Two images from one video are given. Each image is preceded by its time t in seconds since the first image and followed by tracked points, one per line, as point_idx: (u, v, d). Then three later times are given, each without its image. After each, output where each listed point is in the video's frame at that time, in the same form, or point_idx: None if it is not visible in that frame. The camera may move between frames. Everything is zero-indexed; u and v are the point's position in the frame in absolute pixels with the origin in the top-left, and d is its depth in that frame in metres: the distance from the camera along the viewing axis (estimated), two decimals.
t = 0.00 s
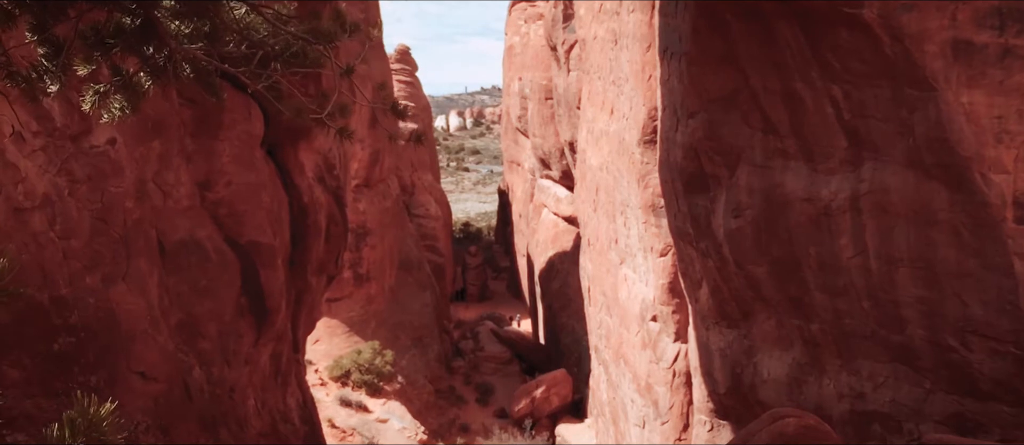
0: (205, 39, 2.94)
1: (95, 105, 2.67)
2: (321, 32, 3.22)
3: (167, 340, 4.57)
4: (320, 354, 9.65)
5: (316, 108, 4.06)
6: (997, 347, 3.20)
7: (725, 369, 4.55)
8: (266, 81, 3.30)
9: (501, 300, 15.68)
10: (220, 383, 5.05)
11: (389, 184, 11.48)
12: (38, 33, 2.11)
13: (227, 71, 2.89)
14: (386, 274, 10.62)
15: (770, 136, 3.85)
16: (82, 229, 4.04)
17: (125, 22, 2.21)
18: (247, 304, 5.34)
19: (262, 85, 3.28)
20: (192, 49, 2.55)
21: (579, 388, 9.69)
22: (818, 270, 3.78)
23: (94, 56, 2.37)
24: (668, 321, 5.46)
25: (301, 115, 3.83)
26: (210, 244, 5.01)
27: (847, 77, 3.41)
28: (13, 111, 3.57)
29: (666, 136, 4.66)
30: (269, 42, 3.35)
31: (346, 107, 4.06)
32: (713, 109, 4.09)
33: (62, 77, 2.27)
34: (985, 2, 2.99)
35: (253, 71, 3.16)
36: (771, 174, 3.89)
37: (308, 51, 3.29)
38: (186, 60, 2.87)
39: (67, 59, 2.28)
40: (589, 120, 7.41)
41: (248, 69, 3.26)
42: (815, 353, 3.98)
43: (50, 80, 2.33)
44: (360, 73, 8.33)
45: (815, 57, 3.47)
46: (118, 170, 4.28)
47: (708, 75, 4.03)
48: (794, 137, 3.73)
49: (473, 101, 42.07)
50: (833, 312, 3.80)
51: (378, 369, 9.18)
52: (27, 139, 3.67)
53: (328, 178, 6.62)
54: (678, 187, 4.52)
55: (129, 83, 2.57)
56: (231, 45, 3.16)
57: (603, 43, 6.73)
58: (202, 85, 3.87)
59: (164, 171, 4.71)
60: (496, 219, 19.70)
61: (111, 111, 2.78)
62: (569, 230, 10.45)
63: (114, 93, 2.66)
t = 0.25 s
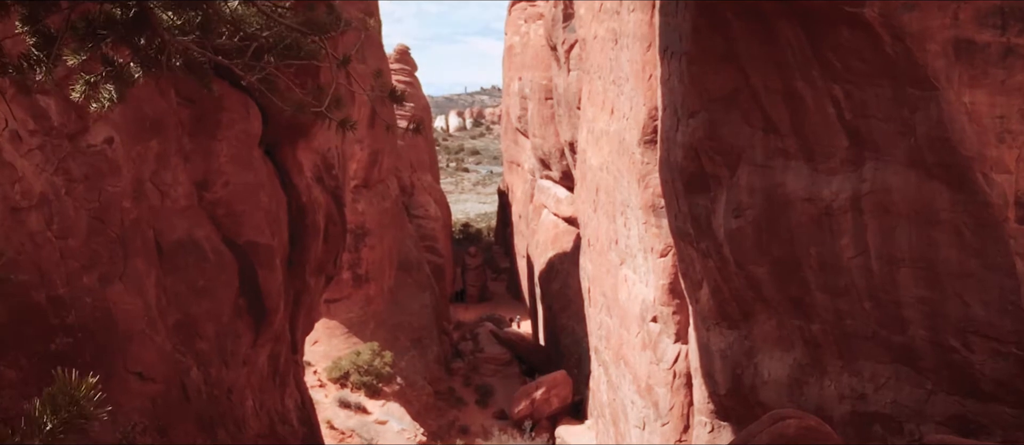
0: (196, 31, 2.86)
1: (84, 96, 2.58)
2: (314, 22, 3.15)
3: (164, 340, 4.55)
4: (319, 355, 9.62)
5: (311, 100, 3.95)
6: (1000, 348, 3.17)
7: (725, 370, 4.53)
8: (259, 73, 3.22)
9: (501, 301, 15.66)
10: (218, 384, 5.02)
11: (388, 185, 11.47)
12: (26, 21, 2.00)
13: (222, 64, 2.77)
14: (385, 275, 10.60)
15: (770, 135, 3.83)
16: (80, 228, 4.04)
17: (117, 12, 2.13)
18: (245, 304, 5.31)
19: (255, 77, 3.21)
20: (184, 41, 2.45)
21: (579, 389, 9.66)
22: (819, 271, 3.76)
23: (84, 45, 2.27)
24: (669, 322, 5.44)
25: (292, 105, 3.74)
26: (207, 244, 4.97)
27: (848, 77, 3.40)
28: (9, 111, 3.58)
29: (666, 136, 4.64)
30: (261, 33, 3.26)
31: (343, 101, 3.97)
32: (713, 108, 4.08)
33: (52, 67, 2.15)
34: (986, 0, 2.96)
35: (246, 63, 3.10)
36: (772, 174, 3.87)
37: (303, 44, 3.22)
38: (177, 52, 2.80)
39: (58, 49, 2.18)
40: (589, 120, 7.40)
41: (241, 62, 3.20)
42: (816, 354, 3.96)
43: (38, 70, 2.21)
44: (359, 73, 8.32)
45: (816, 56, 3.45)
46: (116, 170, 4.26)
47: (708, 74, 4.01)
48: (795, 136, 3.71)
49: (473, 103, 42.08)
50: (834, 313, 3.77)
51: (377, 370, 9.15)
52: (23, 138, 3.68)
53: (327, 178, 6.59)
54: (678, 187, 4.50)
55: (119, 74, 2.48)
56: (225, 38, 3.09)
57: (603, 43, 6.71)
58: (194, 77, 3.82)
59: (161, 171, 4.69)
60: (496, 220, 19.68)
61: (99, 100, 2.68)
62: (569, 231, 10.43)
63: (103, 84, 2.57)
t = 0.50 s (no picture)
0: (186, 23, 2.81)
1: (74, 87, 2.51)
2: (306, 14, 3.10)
3: (161, 340, 4.53)
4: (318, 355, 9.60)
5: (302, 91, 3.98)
6: (1000, 348, 3.15)
7: (725, 371, 4.51)
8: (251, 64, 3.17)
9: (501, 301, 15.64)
10: (216, 384, 5.00)
11: (387, 185, 11.45)
12: (16, 12, 1.90)
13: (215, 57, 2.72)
14: (384, 275, 10.58)
15: (771, 135, 3.82)
16: (77, 228, 4.02)
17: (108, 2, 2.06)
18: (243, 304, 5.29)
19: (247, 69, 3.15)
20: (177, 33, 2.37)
21: (578, 390, 9.64)
22: (820, 270, 3.74)
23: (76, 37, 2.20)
24: (669, 322, 5.43)
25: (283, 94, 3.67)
26: (206, 243, 4.95)
27: (848, 76, 3.38)
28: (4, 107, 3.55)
29: (666, 135, 4.62)
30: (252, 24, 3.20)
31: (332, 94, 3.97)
32: (713, 107, 4.06)
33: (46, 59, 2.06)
34: None
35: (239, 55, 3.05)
36: (772, 173, 3.85)
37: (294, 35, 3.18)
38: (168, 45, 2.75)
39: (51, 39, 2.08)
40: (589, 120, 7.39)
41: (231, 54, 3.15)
42: (816, 354, 3.94)
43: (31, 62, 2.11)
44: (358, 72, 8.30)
45: (817, 54, 3.44)
46: (112, 169, 4.24)
47: (709, 74, 4.00)
48: (796, 135, 3.70)
49: (473, 104, 42.07)
50: (835, 313, 3.76)
51: (375, 371, 9.13)
52: (18, 136, 3.63)
53: (325, 177, 6.56)
54: (678, 187, 4.49)
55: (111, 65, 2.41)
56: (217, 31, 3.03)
57: (603, 42, 6.69)
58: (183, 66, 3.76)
59: (158, 170, 4.68)
60: (495, 220, 19.65)
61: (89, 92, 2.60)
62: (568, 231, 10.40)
63: (94, 74, 2.50)
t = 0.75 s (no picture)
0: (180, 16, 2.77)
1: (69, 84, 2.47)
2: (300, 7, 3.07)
3: (159, 340, 4.51)
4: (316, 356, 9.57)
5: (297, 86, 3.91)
6: (1001, 348, 3.14)
7: (726, 371, 4.50)
8: (245, 59, 3.14)
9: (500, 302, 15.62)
10: (214, 385, 4.98)
11: (385, 185, 11.43)
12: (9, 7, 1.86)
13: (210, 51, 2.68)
14: (382, 275, 10.56)
15: (771, 134, 3.80)
16: (74, 227, 4.00)
17: None
18: (241, 304, 5.27)
19: (241, 63, 3.12)
20: (171, 27, 2.35)
21: (578, 391, 9.62)
22: (820, 270, 3.72)
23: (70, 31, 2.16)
24: (668, 323, 5.41)
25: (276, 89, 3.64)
26: (203, 242, 4.93)
27: (849, 75, 3.37)
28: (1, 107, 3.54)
29: (666, 135, 4.61)
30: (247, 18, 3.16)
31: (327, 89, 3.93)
32: (713, 107, 4.05)
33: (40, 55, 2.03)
34: None
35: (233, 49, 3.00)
36: (772, 173, 3.84)
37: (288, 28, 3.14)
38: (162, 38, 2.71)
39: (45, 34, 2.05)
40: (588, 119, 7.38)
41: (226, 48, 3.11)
42: (815, 354, 3.93)
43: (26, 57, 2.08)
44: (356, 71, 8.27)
45: (817, 53, 3.42)
46: (110, 168, 4.23)
47: (709, 73, 3.99)
48: (796, 135, 3.68)
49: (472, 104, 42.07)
50: (835, 313, 3.74)
51: (374, 372, 9.11)
52: (16, 136, 3.63)
53: (323, 177, 6.54)
54: (678, 187, 4.48)
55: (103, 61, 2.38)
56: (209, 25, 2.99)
57: (603, 41, 6.67)
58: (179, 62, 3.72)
59: (156, 169, 4.65)
60: (494, 221, 19.63)
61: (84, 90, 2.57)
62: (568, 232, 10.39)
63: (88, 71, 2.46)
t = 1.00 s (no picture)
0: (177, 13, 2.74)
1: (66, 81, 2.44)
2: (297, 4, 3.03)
3: (156, 341, 4.49)
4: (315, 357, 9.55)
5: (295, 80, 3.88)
6: (1003, 349, 3.13)
7: (726, 372, 4.48)
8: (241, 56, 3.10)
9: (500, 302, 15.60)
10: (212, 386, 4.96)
11: (384, 186, 11.40)
12: None
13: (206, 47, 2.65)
14: (381, 276, 10.53)
15: (771, 134, 3.78)
16: (70, 228, 3.98)
17: None
18: (239, 305, 5.25)
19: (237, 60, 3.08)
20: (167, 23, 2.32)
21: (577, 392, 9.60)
22: (821, 271, 3.70)
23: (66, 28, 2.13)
24: (668, 324, 5.39)
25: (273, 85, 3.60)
26: (200, 243, 4.90)
27: (849, 74, 3.34)
28: None
29: (665, 134, 4.59)
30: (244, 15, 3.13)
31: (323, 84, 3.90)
32: (713, 106, 4.03)
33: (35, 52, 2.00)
34: None
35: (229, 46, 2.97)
36: (773, 173, 3.82)
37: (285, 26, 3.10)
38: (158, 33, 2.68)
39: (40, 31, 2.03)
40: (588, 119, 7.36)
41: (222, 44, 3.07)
42: (816, 355, 3.91)
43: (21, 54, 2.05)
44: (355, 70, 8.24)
45: (818, 52, 3.40)
46: (107, 168, 4.20)
47: (709, 73, 3.97)
48: (796, 134, 3.66)
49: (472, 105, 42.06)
50: (836, 313, 3.72)
51: (372, 373, 9.08)
52: (12, 135, 3.59)
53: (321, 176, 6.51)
54: (677, 186, 4.45)
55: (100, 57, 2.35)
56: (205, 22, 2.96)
57: (603, 41, 6.64)
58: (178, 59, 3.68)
59: (153, 170, 4.63)
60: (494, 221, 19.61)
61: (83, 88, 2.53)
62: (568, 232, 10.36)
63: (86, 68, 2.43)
